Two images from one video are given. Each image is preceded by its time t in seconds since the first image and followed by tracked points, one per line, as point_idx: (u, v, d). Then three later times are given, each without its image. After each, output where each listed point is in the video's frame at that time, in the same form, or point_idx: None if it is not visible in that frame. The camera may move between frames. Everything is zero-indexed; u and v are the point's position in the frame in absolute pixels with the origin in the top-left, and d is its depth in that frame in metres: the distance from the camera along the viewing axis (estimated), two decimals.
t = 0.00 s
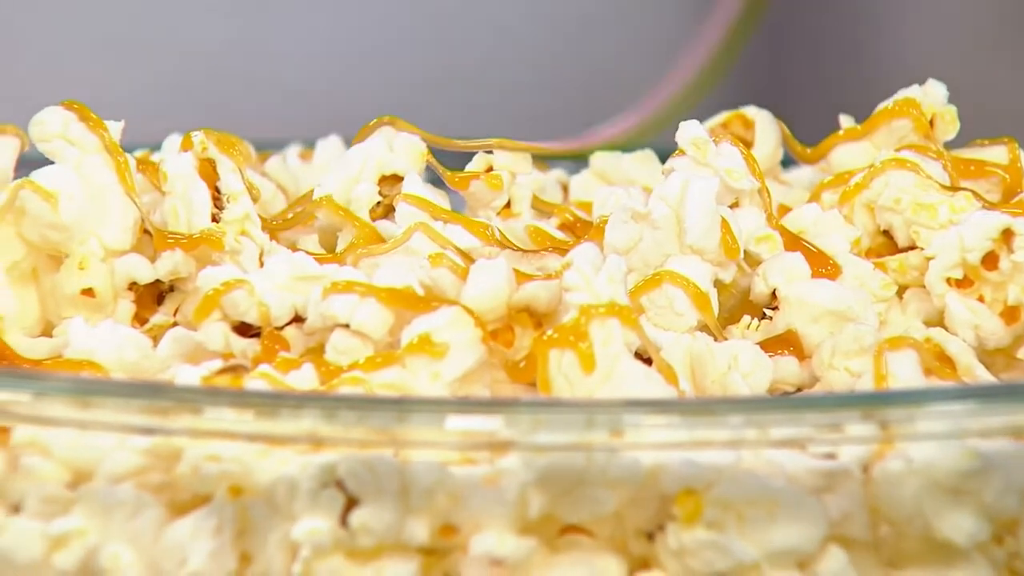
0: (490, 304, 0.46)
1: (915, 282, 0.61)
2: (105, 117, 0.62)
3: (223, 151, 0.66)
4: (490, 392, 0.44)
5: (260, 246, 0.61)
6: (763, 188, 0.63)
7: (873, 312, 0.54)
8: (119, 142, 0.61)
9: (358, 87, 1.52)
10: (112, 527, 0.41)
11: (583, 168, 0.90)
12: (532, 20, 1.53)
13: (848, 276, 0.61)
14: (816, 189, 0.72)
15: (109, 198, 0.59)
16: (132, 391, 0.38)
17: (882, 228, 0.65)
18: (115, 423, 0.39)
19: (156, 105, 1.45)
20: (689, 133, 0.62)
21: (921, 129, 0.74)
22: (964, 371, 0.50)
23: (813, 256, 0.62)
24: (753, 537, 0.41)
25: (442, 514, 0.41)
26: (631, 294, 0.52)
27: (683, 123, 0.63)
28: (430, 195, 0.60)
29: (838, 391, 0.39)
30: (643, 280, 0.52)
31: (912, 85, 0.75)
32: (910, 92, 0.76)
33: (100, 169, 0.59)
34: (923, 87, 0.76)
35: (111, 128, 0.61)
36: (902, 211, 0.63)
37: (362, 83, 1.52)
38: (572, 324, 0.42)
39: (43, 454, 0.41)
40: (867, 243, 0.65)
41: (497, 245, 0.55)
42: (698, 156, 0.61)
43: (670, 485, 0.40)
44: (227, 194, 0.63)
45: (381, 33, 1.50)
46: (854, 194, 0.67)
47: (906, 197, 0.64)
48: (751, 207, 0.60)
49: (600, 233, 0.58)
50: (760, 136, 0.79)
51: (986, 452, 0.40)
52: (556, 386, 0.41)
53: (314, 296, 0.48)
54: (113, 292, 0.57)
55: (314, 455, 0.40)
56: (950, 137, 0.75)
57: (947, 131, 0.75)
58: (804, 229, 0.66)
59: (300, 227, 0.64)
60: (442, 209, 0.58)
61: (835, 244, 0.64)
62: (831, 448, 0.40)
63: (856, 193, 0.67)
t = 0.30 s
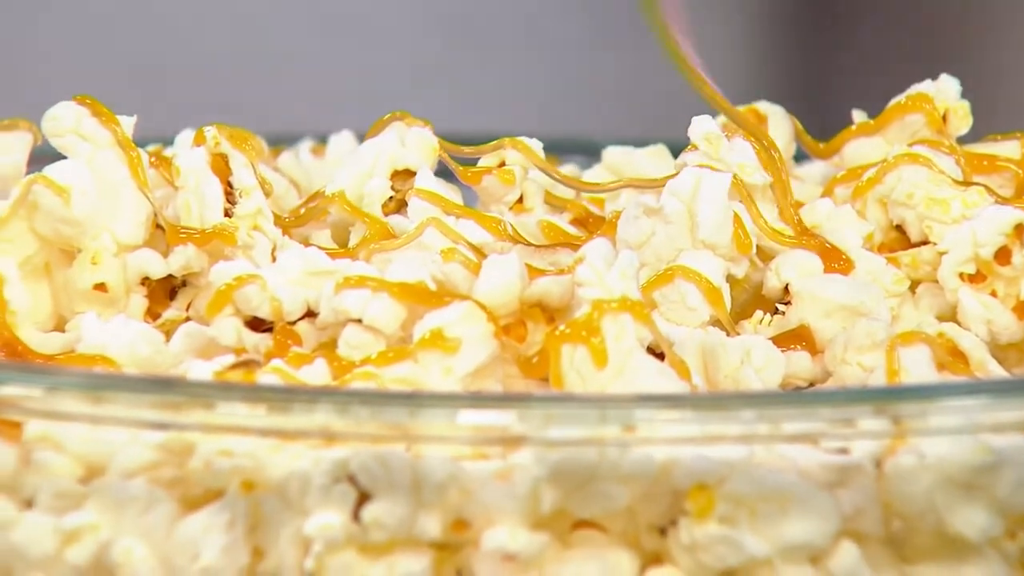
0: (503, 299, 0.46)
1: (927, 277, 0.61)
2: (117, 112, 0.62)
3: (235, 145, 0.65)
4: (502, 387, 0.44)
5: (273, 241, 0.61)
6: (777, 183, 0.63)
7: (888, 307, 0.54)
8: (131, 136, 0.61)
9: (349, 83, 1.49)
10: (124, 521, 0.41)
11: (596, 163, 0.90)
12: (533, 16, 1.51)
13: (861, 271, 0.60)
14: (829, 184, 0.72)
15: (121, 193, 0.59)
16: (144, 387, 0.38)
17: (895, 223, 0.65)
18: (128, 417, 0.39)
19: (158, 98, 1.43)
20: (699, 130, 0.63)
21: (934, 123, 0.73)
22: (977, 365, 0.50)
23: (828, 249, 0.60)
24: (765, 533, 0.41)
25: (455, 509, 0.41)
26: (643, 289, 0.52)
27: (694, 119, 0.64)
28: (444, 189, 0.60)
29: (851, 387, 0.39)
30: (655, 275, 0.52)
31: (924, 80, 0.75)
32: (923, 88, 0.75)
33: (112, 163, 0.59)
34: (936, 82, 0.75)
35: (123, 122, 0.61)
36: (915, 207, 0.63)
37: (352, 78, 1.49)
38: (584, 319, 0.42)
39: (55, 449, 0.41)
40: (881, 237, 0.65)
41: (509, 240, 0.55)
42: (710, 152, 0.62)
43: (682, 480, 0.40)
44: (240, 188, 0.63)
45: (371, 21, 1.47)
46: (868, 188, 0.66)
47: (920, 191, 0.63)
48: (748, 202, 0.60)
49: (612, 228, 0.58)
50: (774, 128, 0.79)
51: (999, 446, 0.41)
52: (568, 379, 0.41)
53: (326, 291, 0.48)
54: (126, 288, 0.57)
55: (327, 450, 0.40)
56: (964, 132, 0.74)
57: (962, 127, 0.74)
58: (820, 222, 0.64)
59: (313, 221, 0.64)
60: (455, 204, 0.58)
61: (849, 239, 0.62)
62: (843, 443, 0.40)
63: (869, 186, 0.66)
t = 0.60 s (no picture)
0: (515, 294, 0.46)
1: (940, 272, 0.61)
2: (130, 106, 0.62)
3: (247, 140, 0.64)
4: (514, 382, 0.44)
5: (287, 236, 0.61)
6: (791, 176, 0.63)
7: (899, 300, 0.54)
8: (143, 131, 0.61)
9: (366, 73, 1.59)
10: (137, 517, 0.41)
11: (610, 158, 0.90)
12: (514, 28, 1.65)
13: (873, 266, 0.60)
14: (842, 177, 0.72)
15: (134, 187, 0.59)
16: (156, 382, 0.38)
17: (908, 218, 0.65)
18: (141, 412, 0.39)
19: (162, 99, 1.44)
20: (712, 125, 0.63)
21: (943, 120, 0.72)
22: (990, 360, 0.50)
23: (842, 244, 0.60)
24: (778, 528, 0.41)
25: (468, 504, 0.41)
26: (656, 284, 0.52)
27: (707, 113, 0.64)
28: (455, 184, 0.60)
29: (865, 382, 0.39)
30: (669, 270, 0.52)
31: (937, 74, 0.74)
32: (937, 82, 0.74)
33: (125, 158, 0.59)
34: (950, 77, 0.74)
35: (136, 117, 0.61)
36: (927, 202, 0.63)
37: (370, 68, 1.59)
38: (597, 314, 0.42)
39: (69, 443, 0.41)
40: (893, 233, 0.65)
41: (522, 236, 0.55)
42: (724, 146, 0.62)
43: (695, 475, 0.40)
44: (252, 183, 0.62)
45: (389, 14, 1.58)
46: (880, 183, 0.66)
47: (933, 187, 0.63)
48: (754, 185, 0.61)
49: (625, 222, 0.58)
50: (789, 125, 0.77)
51: (1013, 440, 0.41)
52: (580, 374, 0.41)
53: (340, 286, 0.49)
54: (138, 283, 0.58)
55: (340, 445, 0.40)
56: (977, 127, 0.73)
57: (974, 122, 0.73)
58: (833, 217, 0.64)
59: (327, 215, 0.65)
60: (468, 198, 0.58)
61: (863, 234, 0.62)
62: (857, 438, 0.40)
63: (881, 182, 0.66)
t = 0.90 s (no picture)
0: (525, 289, 0.46)
1: (952, 267, 0.61)
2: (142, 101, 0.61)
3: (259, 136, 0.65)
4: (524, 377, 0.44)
5: (298, 231, 0.61)
6: (803, 172, 0.63)
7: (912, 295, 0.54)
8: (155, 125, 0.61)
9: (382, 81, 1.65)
10: (148, 512, 0.41)
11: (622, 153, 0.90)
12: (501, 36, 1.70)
13: (886, 261, 0.60)
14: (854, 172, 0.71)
15: (146, 181, 0.59)
16: (167, 377, 0.39)
17: (919, 213, 0.64)
18: (153, 407, 0.39)
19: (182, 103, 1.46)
20: (724, 120, 0.63)
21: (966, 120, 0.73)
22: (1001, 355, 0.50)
23: (853, 238, 0.61)
24: (790, 523, 0.41)
25: (479, 499, 0.41)
26: (668, 279, 0.52)
27: (719, 109, 0.64)
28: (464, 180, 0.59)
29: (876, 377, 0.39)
30: (680, 265, 0.52)
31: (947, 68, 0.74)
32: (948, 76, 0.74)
33: (136, 152, 0.59)
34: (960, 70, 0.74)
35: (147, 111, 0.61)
36: (937, 197, 0.63)
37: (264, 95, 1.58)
38: (609, 309, 0.42)
39: (80, 438, 0.41)
40: (906, 228, 0.65)
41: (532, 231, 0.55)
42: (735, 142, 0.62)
43: (706, 470, 0.40)
44: (264, 178, 0.63)
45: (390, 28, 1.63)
46: (892, 178, 0.66)
47: (944, 181, 0.63)
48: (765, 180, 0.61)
49: (636, 217, 0.58)
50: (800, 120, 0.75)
51: None
52: (592, 369, 0.41)
53: (352, 281, 0.49)
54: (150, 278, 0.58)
55: (351, 440, 0.40)
56: (988, 122, 0.73)
57: (987, 117, 0.73)
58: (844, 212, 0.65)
59: (340, 210, 0.64)
60: (479, 193, 0.58)
61: (874, 229, 0.63)
62: (869, 433, 0.40)
63: (893, 176, 0.66)
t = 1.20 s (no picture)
0: (533, 283, 0.46)
1: (959, 262, 0.61)
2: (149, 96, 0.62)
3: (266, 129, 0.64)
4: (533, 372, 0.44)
5: (305, 226, 0.61)
6: (811, 164, 0.63)
7: (918, 289, 0.54)
8: (164, 120, 0.61)
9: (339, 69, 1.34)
10: (155, 505, 0.41)
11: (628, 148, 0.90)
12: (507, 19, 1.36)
13: (893, 256, 0.60)
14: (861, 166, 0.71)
15: (153, 176, 0.59)
16: (175, 372, 0.39)
17: (927, 207, 0.64)
18: (161, 401, 0.39)
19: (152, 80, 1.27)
20: (731, 115, 0.63)
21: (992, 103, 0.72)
22: (1011, 350, 0.50)
23: (860, 231, 0.60)
24: (796, 517, 0.41)
25: (487, 494, 0.41)
26: (676, 274, 0.52)
27: (726, 103, 0.64)
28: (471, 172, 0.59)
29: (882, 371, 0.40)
30: (688, 260, 0.52)
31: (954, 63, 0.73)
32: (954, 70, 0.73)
33: (144, 147, 0.59)
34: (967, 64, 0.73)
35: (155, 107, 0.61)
36: (945, 192, 0.63)
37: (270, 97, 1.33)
38: (617, 304, 0.42)
39: (88, 432, 0.41)
40: (913, 222, 0.65)
41: (540, 226, 0.55)
42: (742, 136, 0.62)
43: (714, 464, 0.40)
44: (271, 173, 0.63)
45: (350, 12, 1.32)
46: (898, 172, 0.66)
47: (952, 175, 0.63)
48: (774, 175, 0.61)
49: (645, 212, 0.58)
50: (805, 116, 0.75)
51: None
52: (600, 365, 0.41)
53: (360, 275, 0.49)
54: (159, 272, 0.58)
55: (358, 434, 0.40)
56: (996, 116, 0.72)
57: (994, 110, 0.72)
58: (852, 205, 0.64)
59: (347, 205, 0.65)
60: (487, 188, 0.58)
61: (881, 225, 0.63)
62: (876, 426, 0.40)
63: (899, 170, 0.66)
